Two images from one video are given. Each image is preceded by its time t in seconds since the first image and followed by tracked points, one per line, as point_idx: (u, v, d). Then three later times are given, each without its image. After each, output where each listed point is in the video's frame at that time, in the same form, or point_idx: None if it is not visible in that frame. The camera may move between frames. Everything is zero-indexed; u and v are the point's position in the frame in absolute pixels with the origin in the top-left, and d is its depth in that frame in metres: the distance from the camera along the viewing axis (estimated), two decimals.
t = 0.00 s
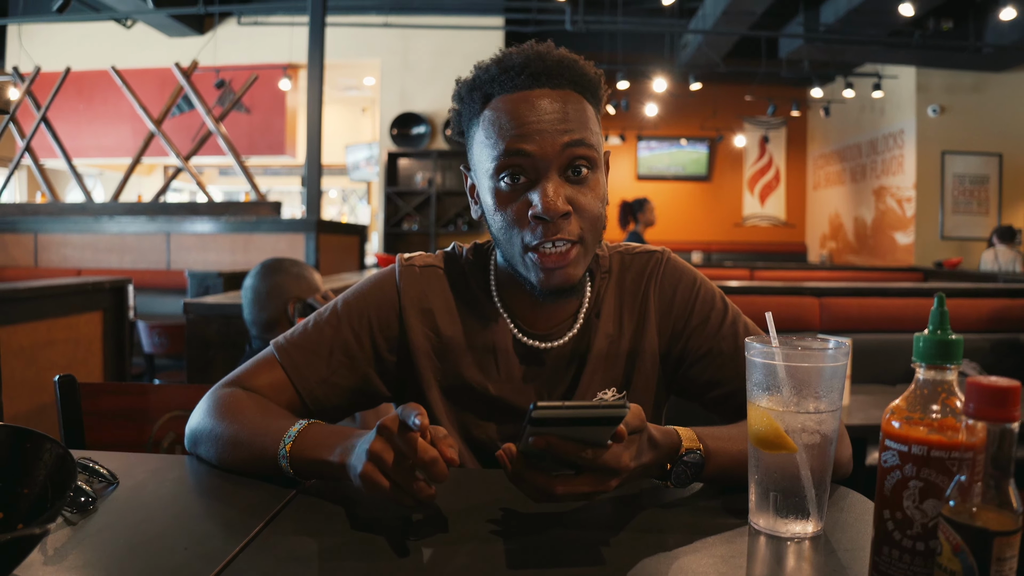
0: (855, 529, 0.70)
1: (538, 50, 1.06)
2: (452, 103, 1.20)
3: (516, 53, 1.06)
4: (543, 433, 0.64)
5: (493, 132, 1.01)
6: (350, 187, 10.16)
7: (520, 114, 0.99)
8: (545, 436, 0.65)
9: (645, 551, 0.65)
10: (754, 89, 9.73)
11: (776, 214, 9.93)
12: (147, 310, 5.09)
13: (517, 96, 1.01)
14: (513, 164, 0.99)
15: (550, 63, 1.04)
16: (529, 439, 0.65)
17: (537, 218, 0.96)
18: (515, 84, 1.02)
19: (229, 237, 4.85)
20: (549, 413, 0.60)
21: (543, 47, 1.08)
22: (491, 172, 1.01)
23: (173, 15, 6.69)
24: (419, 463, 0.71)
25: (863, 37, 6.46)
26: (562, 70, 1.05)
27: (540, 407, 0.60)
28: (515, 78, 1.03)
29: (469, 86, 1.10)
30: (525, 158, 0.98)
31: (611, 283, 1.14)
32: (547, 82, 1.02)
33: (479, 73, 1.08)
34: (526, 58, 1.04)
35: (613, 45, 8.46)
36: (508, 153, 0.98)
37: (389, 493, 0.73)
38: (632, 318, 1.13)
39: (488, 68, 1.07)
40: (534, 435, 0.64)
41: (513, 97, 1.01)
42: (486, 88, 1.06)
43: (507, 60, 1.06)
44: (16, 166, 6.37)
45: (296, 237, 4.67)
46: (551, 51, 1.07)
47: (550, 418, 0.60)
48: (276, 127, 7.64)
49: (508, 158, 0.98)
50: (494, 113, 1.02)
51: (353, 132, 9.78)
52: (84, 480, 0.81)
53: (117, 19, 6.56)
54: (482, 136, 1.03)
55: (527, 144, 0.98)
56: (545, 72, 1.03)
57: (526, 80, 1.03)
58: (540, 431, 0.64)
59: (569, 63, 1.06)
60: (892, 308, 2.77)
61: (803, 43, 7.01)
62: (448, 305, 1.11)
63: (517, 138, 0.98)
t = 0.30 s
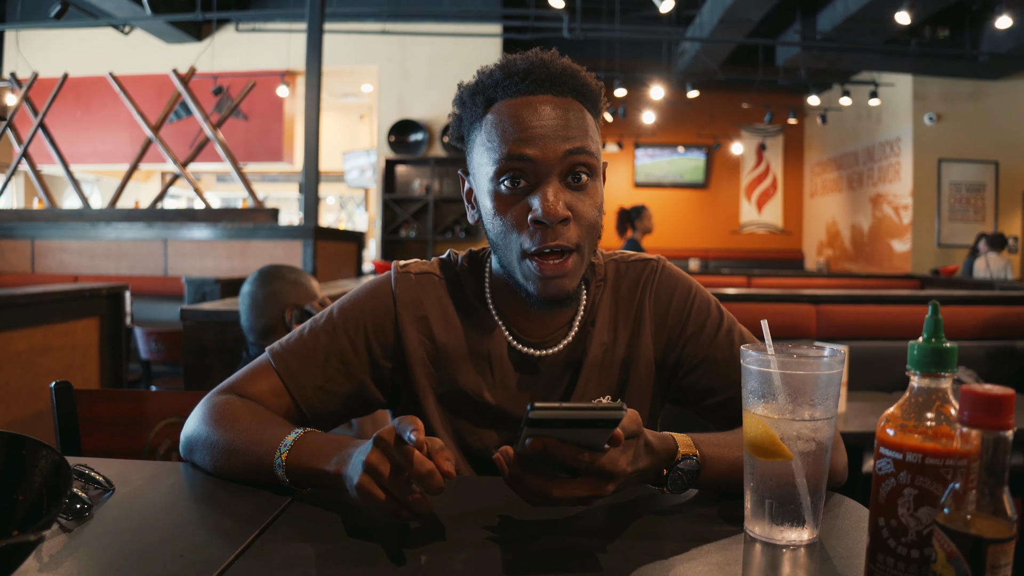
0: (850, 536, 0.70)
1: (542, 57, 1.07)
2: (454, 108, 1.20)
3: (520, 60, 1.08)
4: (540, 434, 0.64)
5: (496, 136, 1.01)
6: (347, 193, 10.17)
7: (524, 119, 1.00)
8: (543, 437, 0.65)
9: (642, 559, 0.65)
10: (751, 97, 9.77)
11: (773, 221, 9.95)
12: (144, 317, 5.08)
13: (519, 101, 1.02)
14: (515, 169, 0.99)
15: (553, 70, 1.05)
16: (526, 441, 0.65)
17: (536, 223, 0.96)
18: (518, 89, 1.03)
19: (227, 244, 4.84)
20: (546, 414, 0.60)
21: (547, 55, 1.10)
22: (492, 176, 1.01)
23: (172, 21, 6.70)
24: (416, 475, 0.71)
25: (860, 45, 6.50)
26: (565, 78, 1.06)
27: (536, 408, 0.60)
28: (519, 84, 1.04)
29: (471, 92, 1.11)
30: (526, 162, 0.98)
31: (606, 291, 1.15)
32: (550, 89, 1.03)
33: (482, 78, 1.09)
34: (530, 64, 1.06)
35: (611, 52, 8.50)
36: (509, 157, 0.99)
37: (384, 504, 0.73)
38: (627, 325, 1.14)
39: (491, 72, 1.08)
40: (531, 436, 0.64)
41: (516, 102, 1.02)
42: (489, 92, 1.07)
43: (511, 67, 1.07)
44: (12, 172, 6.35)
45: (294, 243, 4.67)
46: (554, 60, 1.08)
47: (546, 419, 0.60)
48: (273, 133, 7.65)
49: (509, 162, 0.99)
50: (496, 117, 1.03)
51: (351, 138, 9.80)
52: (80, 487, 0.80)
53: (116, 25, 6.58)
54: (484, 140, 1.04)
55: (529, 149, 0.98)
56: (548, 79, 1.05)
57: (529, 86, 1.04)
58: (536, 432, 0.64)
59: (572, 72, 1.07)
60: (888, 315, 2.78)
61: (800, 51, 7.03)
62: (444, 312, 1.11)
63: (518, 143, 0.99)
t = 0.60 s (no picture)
0: (853, 535, 0.70)
1: (547, 54, 1.07)
2: (458, 107, 1.21)
3: (526, 57, 1.08)
4: (544, 429, 0.63)
5: (499, 128, 1.01)
6: (349, 194, 10.19)
7: (527, 112, 1.00)
8: (546, 432, 0.64)
9: (644, 559, 0.65)
10: (754, 96, 9.75)
11: (775, 221, 9.94)
12: (147, 317, 5.09)
13: (524, 95, 1.02)
14: (517, 160, 0.99)
15: (558, 67, 1.06)
16: (528, 435, 0.64)
17: (536, 211, 0.96)
18: (522, 85, 1.04)
19: (229, 244, 4.85)
20: (548, 407, 0.59)
21: (552, 53, 1.10)
22: (493, 167, 1.01)
23: (174, 22, 6.71)
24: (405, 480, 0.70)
25: (862, 43, 6.49)
26: (570, 76, 1.07)
27: (539, 402, 0.59)
28: (524, 79, 1.04)
29: (476, 88, 1.11)
30: (528, 154, 0.98)
31: (608, 289, 1.14)
32: (554, 85, 1.04)
33: (487, 74, 1.09)
34: (535, 61, 1.06)
35: (612, 52, 8.49)
36: (512, 148, 0.99)
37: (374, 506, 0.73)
38: (629, 325, 1.13)
39: (496, 69, 1.08)
40: (534, 430, 0.63)
41: (520, 96, 1.02)
42: (494, 88, 1.07)
43: (516, 64, 1.07)
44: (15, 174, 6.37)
45: (295, 244, 4.68)
46: (559, 58, 1.09)
47: (549, 411, 0.59)
48: (275, 134, 7.66)
49: (512, 154, 0.98)
50: (500, 111, 1.03)
51: (353, 138, 9.81)
52: (82, 487, 0.80)
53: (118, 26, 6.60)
54: (488, 134, 1.04)
55: (531, 141, 0.98)
56: (553, 76, 1.05)
57: (534, 82, 1.04)
58: (539, 427, 0.63)
59: (576, 70, 1.08)
60: (889, 314, 2.77)
61: (802, 50, 7.01)
62: (446, 311, 1.11)
63: (521, 134, 0.99)
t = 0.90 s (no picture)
0: (857, 534, 0.70)
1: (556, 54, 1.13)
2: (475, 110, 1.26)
3: (538, 56, 1.14)
4: (555, 411, 0.63)
5: (501, 107, 1.05)
6: (351, 192, 10.20)
7: (528, 94, 1.04)
8: (558, 415, 0.64)
9: (647, 559, 0.65)
10: (755, 95, 9.74)
11: (777, 220, 9.92)
12: (148, 316, 5.09)
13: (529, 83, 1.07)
14: (513, 130, 1.02)
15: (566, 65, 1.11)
16: (541, 417, 0.64)
17: (524, 174, 0.99)
18: (529, 75, 1.08)
19: (230, 243, 4.85)
20: (565, 384, 0.59)
21: (562, 55, 1.15)
22: (492, 139, 1.04)
23: (175, 21, 6.72)
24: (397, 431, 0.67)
25: (863, 42, 6.48)
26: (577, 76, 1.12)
27: (556, 377, 0.59)
28: (532, 69, 1.08)
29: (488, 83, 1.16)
30: (523, 126, 1.02)
31: (606, 285, 1.15)
32: (559, 77, 1.09)
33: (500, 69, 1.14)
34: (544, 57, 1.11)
35: (613, 51, 8.48)
36: (510, 122, 1.02)
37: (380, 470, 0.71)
38: (626, 321, 1.13)
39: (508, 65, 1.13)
40: (547, 412, 0.63)
41: (525, 83, 1.07)
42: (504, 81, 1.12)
43: (526, 59, 1.12)
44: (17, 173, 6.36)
45: (296, 242, 4.68)
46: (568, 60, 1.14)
47: (566, 387, 0.59)
48: (276, 133, 7.66)
49: (509, 124, 1.02)
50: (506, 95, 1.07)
51: (353, 137, 9.79)
52: (84, 486, 0.81)
53: (119, 25, 6.59)
54: (492, 115, 1.08)
55: (528, 115, 1.02)
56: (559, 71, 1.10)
57: (541, 73, 1.09)
58: (551, 409, 0.63)
59: (582, 71, 1.13)
60: (892, 313, 2.77)
61: (804, 49, 7.00)
62: (442, 302, 1.11)
63: (520, 110, 1.03)
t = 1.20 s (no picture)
0: (861, 528, 0.70)
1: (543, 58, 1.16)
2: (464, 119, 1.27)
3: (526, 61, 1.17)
4: (548, 400, 0.64)
5: (497, 107, 1.07)
6: (352, 187, 10.21)
7: (524, 92, 1.06)
8: (550, 403, 0.64)
9: (649, 551, 0.65)
10: (757, 90, 9.72)
11: (779, 214, 9.90)
12: (151, 311, 5.10)
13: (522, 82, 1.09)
14: (515, 125, 1.03)
15: (552, 67, 1.14)
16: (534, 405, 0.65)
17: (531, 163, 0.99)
18: (520, 77, 1.10)
19: (232, 238, 4.85)
20: (555, 370, 0.61)
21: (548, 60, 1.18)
22: (492, 136, 1.05)
23: (176, 16, 6.71)
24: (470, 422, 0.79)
25: (866, 37, 6.45)
26: (561, 77, 1.14)
27: (545, 363, 0.61)
28: (521, 72, 1.10)
29: (476, 92, 1.17)
30: (523, 121, 1.03)
31: (607, 280, 1.15)
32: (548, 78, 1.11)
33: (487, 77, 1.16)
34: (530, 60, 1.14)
35: (616, 46, 8.45)
36: (509, 117, 1.04)
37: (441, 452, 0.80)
38: (626, 316, 1.13)
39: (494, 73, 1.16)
40: (540, 401, 0.64)
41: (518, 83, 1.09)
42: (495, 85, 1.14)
43: (514, 65, 1.14)
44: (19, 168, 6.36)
45: (299, 237, 4.68)
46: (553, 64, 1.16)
47: (556, 374, 0.61)
48: (278, 128, 7.66)
49: (509, 120, 1.03)
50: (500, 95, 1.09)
51: (355, 132, 9.78)
52: (88, 480, 0.81)
53: (121, 20, 6.58)
54: (487, 117, 1.09)
55: (526, 109, 1.03)
56: (546, 73, 1.12)
57: (530, 74, 1.11)
58: (544, 397, 0.64)
59: (567, 74, 1.16)
60: (894, 308, 2.76)
61: (806, 43, 6.96)
62: (446, 300, 1.12)
63: (518, 105, 1.04)
